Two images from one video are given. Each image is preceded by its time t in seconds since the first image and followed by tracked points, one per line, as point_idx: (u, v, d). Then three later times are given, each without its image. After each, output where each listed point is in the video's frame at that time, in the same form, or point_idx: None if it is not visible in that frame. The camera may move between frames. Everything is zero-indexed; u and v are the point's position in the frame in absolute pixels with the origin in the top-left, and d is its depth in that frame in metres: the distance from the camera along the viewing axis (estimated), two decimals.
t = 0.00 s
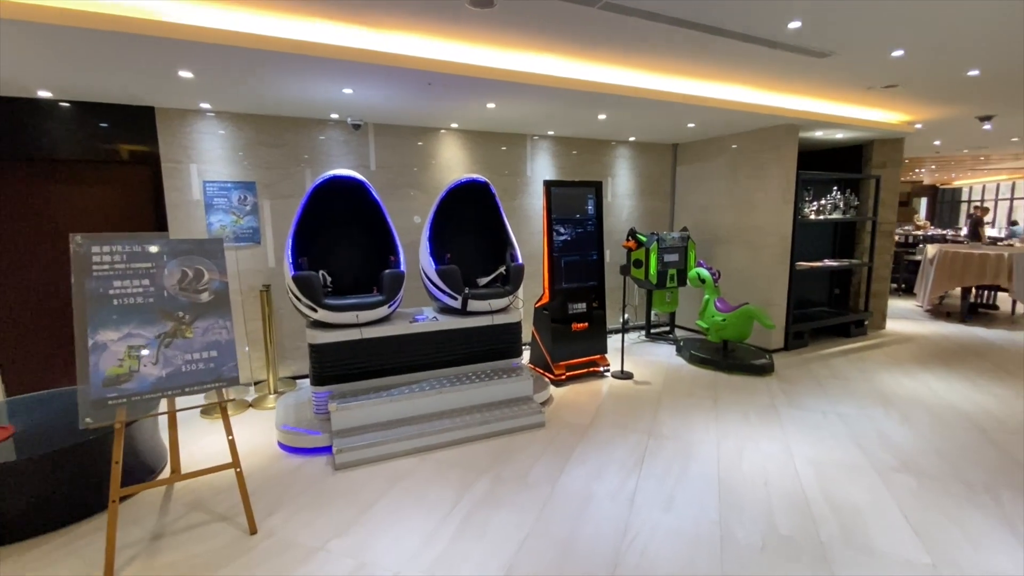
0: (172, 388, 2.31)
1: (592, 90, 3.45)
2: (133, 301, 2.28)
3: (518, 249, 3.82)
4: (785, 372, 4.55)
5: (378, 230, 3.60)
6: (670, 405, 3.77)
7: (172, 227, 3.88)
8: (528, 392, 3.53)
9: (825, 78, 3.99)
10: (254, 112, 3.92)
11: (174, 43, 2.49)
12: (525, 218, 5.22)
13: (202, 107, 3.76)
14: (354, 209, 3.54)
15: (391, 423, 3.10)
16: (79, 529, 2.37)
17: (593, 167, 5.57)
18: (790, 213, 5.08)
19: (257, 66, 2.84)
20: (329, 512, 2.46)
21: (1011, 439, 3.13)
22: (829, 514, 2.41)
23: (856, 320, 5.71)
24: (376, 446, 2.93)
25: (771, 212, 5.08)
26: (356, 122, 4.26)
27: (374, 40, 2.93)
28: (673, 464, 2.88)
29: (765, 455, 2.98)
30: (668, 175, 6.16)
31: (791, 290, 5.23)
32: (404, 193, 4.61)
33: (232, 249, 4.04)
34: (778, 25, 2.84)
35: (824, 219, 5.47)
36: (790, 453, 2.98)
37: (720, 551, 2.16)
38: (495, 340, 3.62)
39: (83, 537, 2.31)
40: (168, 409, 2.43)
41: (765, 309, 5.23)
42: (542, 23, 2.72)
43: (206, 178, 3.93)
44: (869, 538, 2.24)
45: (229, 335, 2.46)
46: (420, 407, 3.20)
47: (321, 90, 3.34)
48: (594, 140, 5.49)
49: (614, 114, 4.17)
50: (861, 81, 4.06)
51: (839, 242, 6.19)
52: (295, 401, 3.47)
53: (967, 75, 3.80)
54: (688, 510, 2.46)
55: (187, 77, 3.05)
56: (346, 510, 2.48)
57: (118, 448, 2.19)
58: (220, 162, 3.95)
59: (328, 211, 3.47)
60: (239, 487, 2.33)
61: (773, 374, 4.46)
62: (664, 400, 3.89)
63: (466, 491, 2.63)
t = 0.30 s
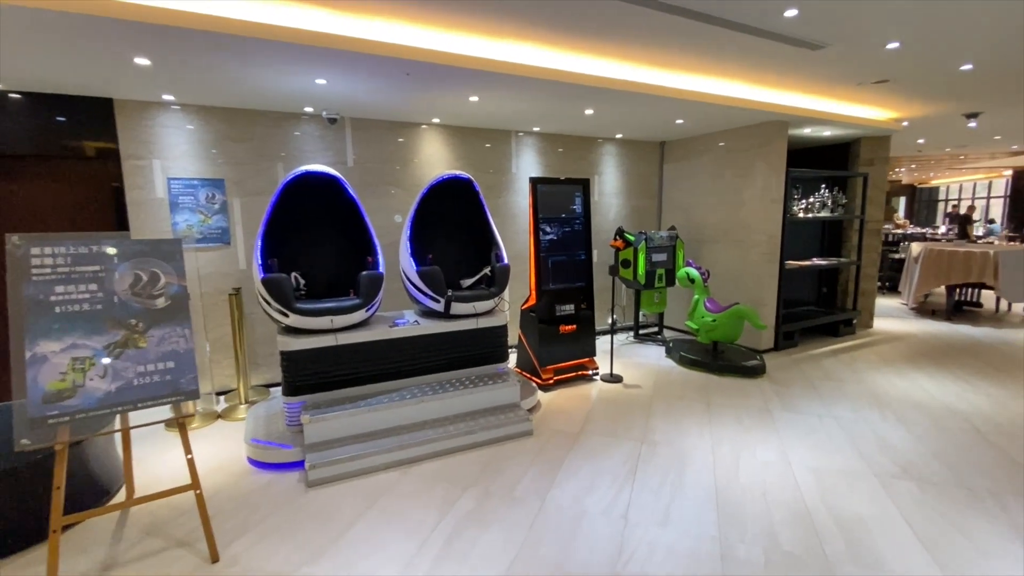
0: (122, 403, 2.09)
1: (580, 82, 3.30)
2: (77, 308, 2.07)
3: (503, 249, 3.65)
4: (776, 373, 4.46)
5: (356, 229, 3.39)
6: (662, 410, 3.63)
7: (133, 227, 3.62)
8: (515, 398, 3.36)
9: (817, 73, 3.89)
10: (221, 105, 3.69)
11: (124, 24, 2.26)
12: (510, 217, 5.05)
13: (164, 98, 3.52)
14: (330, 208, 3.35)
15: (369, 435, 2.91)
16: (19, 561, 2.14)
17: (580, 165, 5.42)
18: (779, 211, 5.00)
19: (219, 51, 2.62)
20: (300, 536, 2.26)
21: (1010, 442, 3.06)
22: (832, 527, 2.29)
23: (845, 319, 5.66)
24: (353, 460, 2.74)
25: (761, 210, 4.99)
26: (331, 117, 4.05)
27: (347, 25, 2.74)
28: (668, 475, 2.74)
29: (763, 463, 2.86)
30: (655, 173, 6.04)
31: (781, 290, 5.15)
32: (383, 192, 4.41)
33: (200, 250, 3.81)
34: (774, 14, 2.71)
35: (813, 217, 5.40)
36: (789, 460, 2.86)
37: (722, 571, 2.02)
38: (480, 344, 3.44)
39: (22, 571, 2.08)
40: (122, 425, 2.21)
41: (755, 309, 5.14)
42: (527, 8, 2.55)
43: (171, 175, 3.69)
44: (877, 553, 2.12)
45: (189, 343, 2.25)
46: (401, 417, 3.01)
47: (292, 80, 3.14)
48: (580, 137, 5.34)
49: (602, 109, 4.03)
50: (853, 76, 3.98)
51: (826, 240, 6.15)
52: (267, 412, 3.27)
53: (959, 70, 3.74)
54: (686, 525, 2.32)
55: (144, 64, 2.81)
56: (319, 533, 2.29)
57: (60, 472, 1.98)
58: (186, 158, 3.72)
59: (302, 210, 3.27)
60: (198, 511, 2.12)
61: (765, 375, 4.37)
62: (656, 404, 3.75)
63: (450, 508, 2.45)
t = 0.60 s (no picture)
0: (75, 425, 1.92)
1: (574, 76, 3.14)
2: (23, 322, 1.85)
3: (493, 251, 3.48)
4: (774, 377, 4.35)
5: (337, 231, 3.20)
6: (659, 417, 3.49)
7: (97, 229, 3.38)
8: (507, 409, 3.20)
9: (815, 69, 3.79)
10: (192, 99, 3.47)
11: (77, 6, 2.05)
12: (499, 218, 4.88)
13: (130, 92, 3.29)
14: (308, 207, 3.15)
15: (351, 451, 2.73)
16: None
17: (571, 164, 5.27)
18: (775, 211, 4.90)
19: (186, 39, 2.41)
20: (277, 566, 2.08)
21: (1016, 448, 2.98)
22: (845, 545, 2.17)
23: (839, 320, 5.60)
24: (334, 479, 2.55)
25: (756, 210, 4.89)
26: (311, 112, 3.84)
27: (327, 12, 2.54)
28: (670, 489, 2.60)
29: (767, 474, 2.73)
30: (647, 172, 5.92)
31: (776, 291, 5.05)
32: (367, 191, 4.21)
33: (169, 253, 3.58)
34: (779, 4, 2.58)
35: (807, 217, 5.32)
36: (794, 471, 2.74)
37: None
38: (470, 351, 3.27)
39: None
40: (75, 449, 2.04)
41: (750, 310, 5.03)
42: None
43: (138, 174, 3.45)
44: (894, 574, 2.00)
45: (150, 360, 2.05)
46: (386, 431, 2.83)
47: (266, 71, 2.93)
48: (571, 135, 5.19)
49: (595, 105, 3.88)
50: (851, 72, 3.88)
51: (819, 240, 6.08)
52: (243, 427, 3.06)
53: (960, 67, 3.66)
54: (692, 545, 2.18)
55: (104, 53, 2.59)
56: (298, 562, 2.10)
57: (3, 504, 1.83)
58: (154, 156, 3.49)
59: (278, 210, 3.07)
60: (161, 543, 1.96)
61: (762, 379, 4.26)
62: (654, 411, 3.62)
63: (440, 531, 2.28)
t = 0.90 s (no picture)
0: (23, 449, 1.74)
1: (567, 71, 3.01)
2: None
3: (483, 253, 3.34)
4: (769, 380, 4.27)
5: (318, 233, 3.04)
6: (655, 423, 3.38)
7: (60, 230, 3.17)
8: (498, 418, 3.06)
9: (812, 66, 3.71)
10: (164, 92, 3.27)
11: None
12: (489, 218, 4.73)
13: (96, 84, 3.08)
14: (287, 207, 2.99)
15: (333, 466, 2.57)
16: None
17: (562, 162, 5.14)
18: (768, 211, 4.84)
19: (152, 26, 2.23)
20: None
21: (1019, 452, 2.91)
22: (855, 560, 2.07)
23: (831, 320, 5.56)
24: (315, 498, 2.39)
25: (750, 210, 4.81)
26: (290, 107, 3.67)
27: None
28: (670, 502, 2.48)
29: (770, 483, 2.63)
30: (638, 171, 5.82)
31: (769, 292, 4.98)
32: (350, 191, 4.04)
33: (140, 256, 3.38)
34: None
35: (800, 217, 5.27)
36: (797, 481, 2.64)
37: None
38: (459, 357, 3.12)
39: None
40: (24, 475, 1.86)
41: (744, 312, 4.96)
42: None
43: (105, 172, 3.25)
44: None
45: (110, 375, 1.88)
46: (370, 444, 2.67)
47: (240, 62, 2.75)
48: (562, 133, 5.06)
49: (587, 102, 3.77)
50: (847, 70, 3.81)
51: (810, 241, 6.05)
52: (217, 442, 2.87)
53: (956, 66, 3.60)
54: (696, 564, 2.07)
55: (63, 41, 2.39)
56: None
57: None
58: (123, 152, 3.28)
59: (255, 210, 2.90)
60: None
61: (757, 383, 4.17)
62: (650, 417, 3.50)
63: (429, 553, 2.13)
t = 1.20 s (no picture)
0: None
1: (555, 62, 2.87)
2: None
3: (468, 253, 3.19)
4: (761, 382, 4.19)
5: (291, 232, 2.86)
6: (647, 429, 3.26)
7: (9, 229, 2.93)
8: (484, 426, 2.92)
9: (804, 62, 3.63)
10: (124, 81, 3.05)
11: None
12: (474, 216, 4.58)
13: (48, 72, 2.85)
14: (259, 204, 2.81)
15: (308, 482, 2.40)
16: None
17: (549, 160, 5.01)
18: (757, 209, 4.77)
19: (104, 6, 2.04)
20: None
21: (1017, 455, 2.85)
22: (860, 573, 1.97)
23: (819, 320, 5.53)
24: (288, 517, 2.22)
25: (740, 209, 4.74)
26: (263, 99, 3.47)
27: None
28: (666, 515, 2.37)
29: (768, 492, 2.54)
30: (626, 168, 5.72)
31: (759, 291, 4.92)
32: (328, 188, 3.86)
33: (99, 257, 3.16)
34: None
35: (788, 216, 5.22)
36: (795, 489, 2.54)
37: None
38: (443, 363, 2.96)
39: None
40: None
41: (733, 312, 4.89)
42: None
43: (60, 167, 3.01)
44: None
45: (54, 391, 1.69)
46: (348, 457, 2.51)
47: (204, 48, 2.55)
48: (548, 129, 4.93)
49: (575, 97, 3.64)
50: (838, 67, 3.75)
51: (797, 240, 6.02)
52: (184, 456, 2.68)
53: (949, 64, 3.55)
54: None
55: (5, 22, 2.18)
56: None
57: None
58: (80, 146, 3.05)
59: (222, 208, 2.72)
60: None
61: (748, 384, 4.10)
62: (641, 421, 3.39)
63: None
